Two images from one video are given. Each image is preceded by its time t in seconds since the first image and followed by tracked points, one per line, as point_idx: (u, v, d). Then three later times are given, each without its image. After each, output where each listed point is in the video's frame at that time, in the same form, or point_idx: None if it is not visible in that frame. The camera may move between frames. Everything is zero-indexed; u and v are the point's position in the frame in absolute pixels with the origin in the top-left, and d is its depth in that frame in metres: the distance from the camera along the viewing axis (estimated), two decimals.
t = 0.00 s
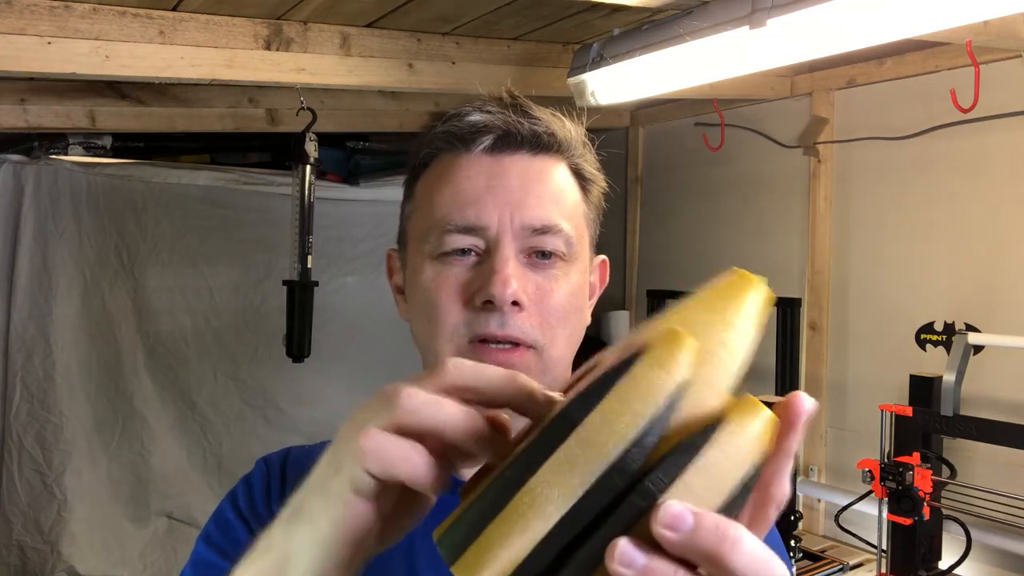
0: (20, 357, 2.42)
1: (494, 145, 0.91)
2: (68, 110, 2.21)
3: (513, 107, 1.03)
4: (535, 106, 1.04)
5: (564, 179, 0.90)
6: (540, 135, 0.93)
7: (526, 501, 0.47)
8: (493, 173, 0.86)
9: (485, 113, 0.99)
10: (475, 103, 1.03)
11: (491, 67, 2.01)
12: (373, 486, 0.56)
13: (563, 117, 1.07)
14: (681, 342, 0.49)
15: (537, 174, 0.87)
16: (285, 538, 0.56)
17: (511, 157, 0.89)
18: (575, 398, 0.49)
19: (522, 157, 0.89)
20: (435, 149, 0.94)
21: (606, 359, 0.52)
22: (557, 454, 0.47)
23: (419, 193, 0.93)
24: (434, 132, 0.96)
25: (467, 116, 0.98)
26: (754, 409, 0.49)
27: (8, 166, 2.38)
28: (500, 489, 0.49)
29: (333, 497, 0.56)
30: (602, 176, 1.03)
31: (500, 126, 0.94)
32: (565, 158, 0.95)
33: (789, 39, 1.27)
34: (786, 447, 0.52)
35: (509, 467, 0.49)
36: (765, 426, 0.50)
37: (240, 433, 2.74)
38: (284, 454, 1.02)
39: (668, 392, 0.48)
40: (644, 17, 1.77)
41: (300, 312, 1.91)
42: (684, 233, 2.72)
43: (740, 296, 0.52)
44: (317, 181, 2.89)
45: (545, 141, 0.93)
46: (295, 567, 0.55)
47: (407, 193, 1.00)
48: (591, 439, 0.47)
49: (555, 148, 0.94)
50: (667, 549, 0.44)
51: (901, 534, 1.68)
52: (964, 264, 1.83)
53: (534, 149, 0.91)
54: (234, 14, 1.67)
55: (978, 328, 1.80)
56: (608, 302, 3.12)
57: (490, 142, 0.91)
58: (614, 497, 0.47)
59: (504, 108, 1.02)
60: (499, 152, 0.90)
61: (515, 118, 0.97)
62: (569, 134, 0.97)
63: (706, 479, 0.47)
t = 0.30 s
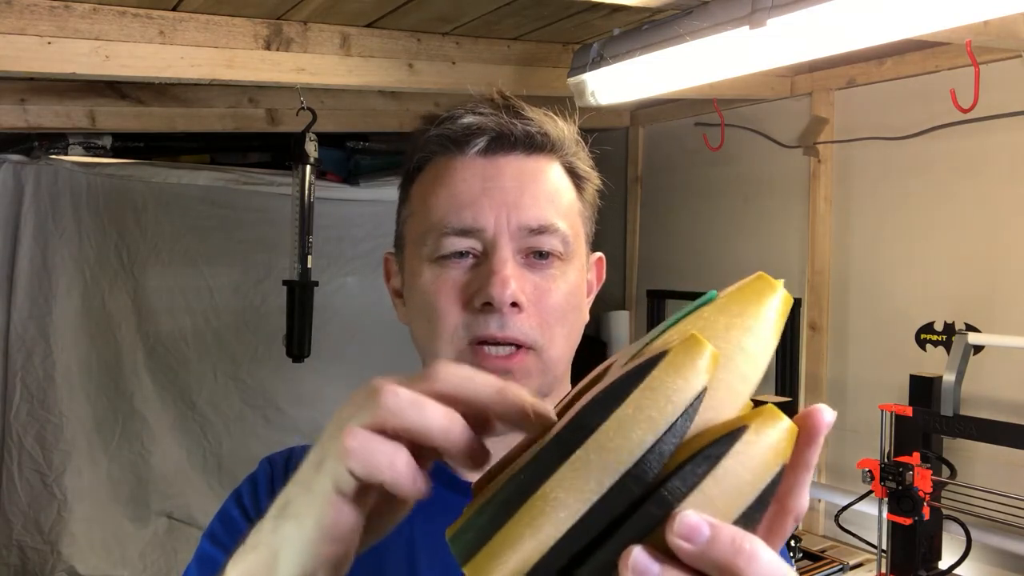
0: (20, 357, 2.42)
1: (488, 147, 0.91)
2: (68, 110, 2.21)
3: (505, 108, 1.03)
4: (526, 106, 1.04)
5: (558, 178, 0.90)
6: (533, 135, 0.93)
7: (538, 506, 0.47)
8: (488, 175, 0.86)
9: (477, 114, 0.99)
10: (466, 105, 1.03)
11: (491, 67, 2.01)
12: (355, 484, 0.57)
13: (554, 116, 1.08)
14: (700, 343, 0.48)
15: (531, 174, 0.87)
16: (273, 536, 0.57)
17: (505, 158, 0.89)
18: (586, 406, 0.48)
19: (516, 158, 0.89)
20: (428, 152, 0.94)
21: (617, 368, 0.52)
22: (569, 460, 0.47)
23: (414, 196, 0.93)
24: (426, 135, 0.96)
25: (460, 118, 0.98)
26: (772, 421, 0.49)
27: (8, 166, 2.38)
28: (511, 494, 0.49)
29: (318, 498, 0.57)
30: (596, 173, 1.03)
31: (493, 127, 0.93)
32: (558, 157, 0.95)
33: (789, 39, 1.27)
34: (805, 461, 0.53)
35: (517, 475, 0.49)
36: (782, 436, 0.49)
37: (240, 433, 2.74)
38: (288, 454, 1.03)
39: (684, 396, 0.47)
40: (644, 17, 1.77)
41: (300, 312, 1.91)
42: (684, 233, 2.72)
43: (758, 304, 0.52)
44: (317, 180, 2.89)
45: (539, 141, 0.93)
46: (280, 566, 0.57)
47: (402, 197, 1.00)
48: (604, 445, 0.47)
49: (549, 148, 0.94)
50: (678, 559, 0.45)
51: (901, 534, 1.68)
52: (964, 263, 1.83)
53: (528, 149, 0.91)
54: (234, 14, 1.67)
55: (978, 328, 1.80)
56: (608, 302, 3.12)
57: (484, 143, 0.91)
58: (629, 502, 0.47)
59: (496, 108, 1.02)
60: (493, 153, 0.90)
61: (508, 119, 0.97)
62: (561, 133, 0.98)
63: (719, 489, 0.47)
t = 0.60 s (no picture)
0: (20, 357, 2.42)
1: (491, 146, 0.90)
2: (67, 110, 2.21)
3: (505, 109, 1.03)
4: (526, 106, 1.04)
5: (560, 176, 0.91)
6: (536, 135, 0.94)
7: (523, 506, 0.47)
8: (493, 174, 0.86)
9: (478, 115, 0.98)
10: (465, 106, 1.03)
11: (491, 67, 2.01)
12: (372, 482, 0.56)
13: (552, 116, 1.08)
14: (686, 352, 0.46)
15: (535, 173, 0.88)
16: (288, 529, 0.59)
17: (509, 157, 0.89)
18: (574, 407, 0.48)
19: (519, 157, 0.89)
20: (431, 153, 0.94)
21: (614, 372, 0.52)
22: (557, 459, 0.47)
23: (417, 196, 0.93)
24: (428, 136, 0.95)
25: (462, 118, 0.97)
26: (759, 431, 0.48)
27: (8, 166, 2.38)
28: (497, 492, 0.49)
29: (334, 497, 0.57)
30: (595, 173, 1.04)
31: (497, 127, 0.93)
32: (559, 157, 0.95)
33: (789, 39, 1.27)
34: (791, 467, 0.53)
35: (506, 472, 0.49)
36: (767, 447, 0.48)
37: (240, 433, 2.74)
38: (290, 453, 1.03)
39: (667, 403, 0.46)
40: (644, 17, 1.77)
41: (300, 312, 1.91)
42: (685, 233, 2.72)
43: (755, 312, 0.50)
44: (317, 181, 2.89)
45: (541, 140, 0.94)
46: (296, 560, 0.58)
47: (403, 198, 1.00)
48: (591, 443, 0.47)
49: (550, 148, 0.94)
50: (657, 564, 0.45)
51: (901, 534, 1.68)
52: (964, 263, 1.83)
53: (531, 149, 0.92)
54: (234, 14, 1.67)
55: (978, 328, 1.80)
56: (608, 302, 3.13)
57: (488, 142, 0.91)
58: (612, 504, 0.47)
59: (496, 109, 1.02)
60: (497, 152, 0.90)
61: (510, 119, 0.97)
62: (562, 133, 0.98)
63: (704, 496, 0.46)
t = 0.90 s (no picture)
0: (20, 358, 2.42)
1: (497, 144, 0.91)
2: (68, 110, 2.21)
3: (507, 109, 1.04)
4: (527, 107, 1.05)
5: (564, 175, 0.91)
6: (541, 134, 0.94)
7: (503, 506, 0.48)
8: (499, 170, 0.87)
9: (482, 114, 0.99)
10: (467, 106, 1.03)
11: (491, 67, 2.01)
12: (392, 469, 0.57)
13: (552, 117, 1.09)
14: (667, 362, 0.45)
15: (540, 170, 0.88)
16: (313, 517, 0.59)
17: (515, 155, 0.89)
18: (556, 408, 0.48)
19: (524, 155, 0.90)
20: (436, 151, 0.93)
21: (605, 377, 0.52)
22: (538, 459, 0.47)
23: (423, 194, 0.93)
24: (433, 134, 0.95)
25: (466, 118, 0.97)
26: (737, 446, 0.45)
27: (8, 167, 2.38)
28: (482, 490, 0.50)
29: (354, 485, 0.57)
30: (594, 174, 1.04)
31: (503, 125, 0.94)
32: (562, 157, 0.96)
33: (789, 38, 1.27)
34: (776, 484, 0.48)
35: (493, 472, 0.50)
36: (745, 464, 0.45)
37: (241, 433, 2.75)
38: (294, 454, 1.02)
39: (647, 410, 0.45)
40: (644, 17, 1.77)
41: (300, 311, 1.91)
42: (685, 233, 2.72)
43: (764, 332, 0.46)
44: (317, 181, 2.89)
45: (546, 139, 0.94)
46: (319, 547, 0.58)
47: (406, 198, 0.99)
48: (570, 445, 0.47)
49: (554, 147, 0.95)
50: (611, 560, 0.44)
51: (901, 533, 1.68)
52: (964, 263, 1.82)
53: (536, 147, 0.92)
54: (234, 14, 1.67)
55: (978, 328, 1.80)
56: (608, 302, 3.13)
57: (495, 140, 0.91)
58: (588, 504, 0.46)
59: (497, 109, 1.02)
60: (503, 150, 0.90)
61: (514, 118, 0.98)
62: (565, 132, 0.99)
63: (674, 505, 0.44)
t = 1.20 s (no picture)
0: (20, 358, 2.41)
1: (496, 147, 0.91)
2: (68, 110, 2.21)
3: (501, 108, 1.03)
4: (522, 105, 1.04)
5: (561, 174, 0.91)
6: (538, 134, 0.94)
7: (518, 516, 0.51)
8: (498, 173, 0.87)
9: (477, 115, 0.98)
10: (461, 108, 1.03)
11: (491, 67, 2.01)
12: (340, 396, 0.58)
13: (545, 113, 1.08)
14: (687, 373, 0.49)
15: (538, 171, 0.88)
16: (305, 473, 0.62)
17: (512, 156, 0.89)
18: (573, 420, 0.52)
19: (522, 156, 0.90)
20: (434, 156, 0.93)
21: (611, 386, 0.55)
22: (552, 470, 0.51)
23: (422, 198, 0.93)
24: (430, 138, 0.95)
25: (463, 119, 0.96)
26: (759, 458, 0.49)
27: (8, 167, 2.37)
28: (501, 498, 0.53)
29: (314, 419, 0.58)
30: (590, 171, 1.04)
31: (500, 126, 0.93)
32: (558, 156, 0.96)
33: (789, 39, 1.27)
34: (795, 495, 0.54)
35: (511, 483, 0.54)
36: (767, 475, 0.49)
37: (240, 433, 2.75)
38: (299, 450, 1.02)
39: (661, 425, 0.48)
40: (645, 17, 1.77)
41: (300, 312, 1.91)
42: (685, 234, 2.72)
43: (782, 344, 0.52)
44: (317, 181, 2.89)
45: (542, 139, 0.94)
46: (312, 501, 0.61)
47: (405, 202, 0.99)
48: (584, 458, 0.50)
49: (550, 147, 0.95)
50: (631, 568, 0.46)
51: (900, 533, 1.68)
52: (965, 263, 1.82)
53: (533, 148, 0.93)
54: (234, 14, 1.67)
55: (978, 328, 1.80)
56: (608, 302, 3.12)
57: (494, 143, 0.91)
58: (607, 514, 0.50)
59: (492, 109, 1.02)
60: (501, 153, 0.90)
61: (510, 117, 0.97)
62: (560, 130, 0.99)
63: (694, 515, 0.48)
